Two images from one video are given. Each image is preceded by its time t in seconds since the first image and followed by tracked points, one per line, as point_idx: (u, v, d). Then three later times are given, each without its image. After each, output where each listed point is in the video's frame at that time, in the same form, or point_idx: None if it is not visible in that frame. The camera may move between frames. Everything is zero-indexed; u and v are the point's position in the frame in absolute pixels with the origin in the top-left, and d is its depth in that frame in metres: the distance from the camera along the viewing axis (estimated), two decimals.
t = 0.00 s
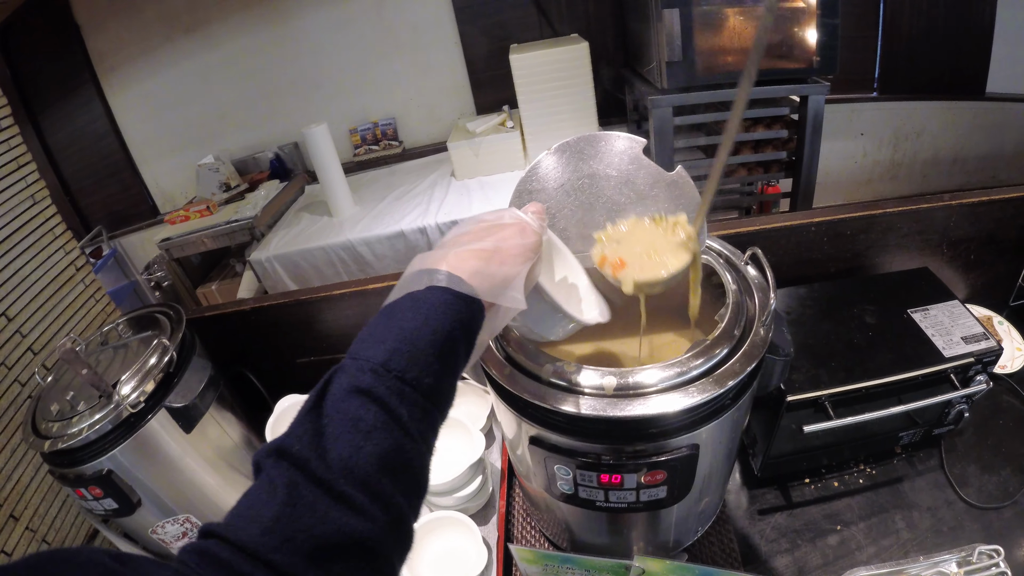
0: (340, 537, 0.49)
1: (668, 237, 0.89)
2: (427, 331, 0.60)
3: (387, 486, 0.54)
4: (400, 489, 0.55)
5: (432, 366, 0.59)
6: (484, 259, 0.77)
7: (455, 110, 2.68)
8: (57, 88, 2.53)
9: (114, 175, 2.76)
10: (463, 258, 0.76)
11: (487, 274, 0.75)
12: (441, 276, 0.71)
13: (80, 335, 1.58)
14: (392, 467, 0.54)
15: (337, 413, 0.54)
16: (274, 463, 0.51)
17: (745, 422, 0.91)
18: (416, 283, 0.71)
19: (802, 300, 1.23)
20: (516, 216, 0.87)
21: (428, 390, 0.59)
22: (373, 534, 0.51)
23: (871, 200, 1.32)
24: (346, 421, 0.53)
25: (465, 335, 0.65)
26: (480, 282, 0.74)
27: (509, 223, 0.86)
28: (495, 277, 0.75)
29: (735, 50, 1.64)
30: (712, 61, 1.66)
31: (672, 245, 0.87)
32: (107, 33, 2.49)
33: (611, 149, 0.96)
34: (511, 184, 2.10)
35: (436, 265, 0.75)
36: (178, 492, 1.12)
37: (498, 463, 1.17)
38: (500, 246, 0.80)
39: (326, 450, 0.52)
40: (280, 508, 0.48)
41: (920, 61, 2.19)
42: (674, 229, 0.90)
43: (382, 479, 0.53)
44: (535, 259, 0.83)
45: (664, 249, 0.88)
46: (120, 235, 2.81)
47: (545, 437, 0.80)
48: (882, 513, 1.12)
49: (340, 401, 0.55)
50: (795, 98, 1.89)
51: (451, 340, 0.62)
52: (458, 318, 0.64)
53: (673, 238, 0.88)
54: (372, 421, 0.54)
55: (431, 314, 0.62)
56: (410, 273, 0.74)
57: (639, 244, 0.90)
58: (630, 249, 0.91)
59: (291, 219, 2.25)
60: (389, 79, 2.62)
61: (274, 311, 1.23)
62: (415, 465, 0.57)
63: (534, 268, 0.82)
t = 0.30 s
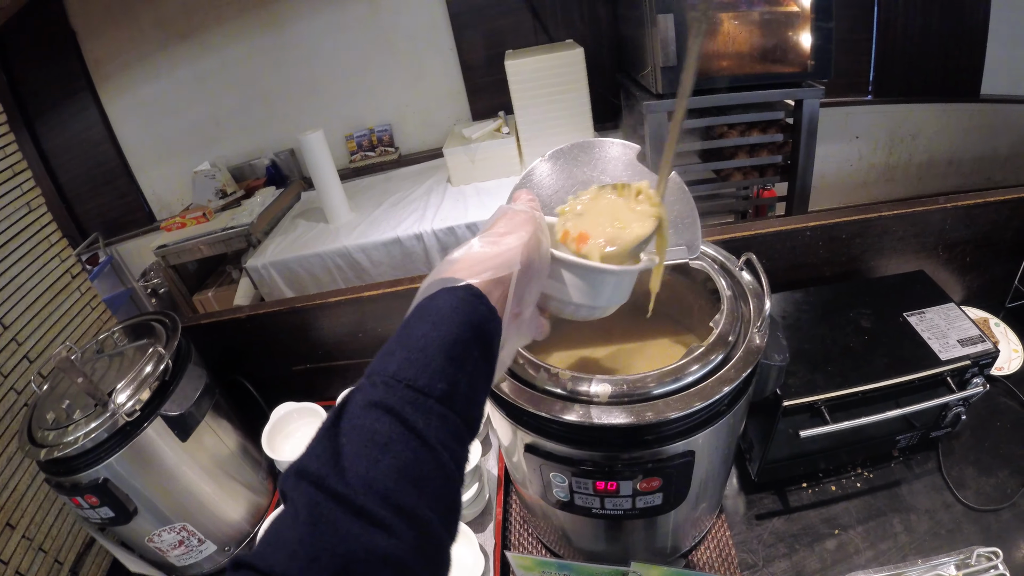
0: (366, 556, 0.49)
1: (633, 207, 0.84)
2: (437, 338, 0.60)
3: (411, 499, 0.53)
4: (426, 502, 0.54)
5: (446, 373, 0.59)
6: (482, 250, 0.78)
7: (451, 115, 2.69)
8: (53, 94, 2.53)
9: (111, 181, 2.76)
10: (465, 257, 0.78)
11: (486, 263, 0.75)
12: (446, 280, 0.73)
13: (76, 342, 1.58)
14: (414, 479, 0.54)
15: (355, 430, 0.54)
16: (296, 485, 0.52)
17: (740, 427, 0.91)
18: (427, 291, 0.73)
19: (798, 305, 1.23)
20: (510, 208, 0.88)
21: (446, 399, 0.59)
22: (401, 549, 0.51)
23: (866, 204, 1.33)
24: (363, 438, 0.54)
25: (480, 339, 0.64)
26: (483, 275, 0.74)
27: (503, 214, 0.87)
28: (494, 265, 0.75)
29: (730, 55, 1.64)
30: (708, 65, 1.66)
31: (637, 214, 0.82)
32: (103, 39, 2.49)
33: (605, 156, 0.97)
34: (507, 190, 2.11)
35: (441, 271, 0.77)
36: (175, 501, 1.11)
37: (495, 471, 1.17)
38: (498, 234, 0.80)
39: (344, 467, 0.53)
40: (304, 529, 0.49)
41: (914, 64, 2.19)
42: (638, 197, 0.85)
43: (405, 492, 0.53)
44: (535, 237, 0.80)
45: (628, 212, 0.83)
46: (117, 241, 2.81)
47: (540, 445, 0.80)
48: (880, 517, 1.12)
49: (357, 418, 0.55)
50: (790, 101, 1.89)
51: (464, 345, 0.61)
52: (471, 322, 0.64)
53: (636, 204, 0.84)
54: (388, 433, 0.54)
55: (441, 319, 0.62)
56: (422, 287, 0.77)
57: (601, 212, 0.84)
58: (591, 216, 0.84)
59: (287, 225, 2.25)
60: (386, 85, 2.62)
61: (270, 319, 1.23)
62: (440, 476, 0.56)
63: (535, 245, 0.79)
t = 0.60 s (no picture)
0: (374, 569, 0.49)
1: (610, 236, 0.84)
2: (444, 351, 0.60)
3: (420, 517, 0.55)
4: (434, 516, 0.55)
5: (454, 387, 0.59)
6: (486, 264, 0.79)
7: (448, 121, 2.70)
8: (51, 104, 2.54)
9: (110, 190, 2.77)
10: (470, 271, 0.78)
11: (493, 275, 0.75)
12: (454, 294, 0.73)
13: (76, 350, 1.59)
14: (423, 495, 0.54)
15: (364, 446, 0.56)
16: (305, 498, 0.54)
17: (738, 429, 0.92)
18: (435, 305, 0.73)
19: (795, 308, 1.24)
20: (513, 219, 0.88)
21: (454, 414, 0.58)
22: (408, 562, 0.51)
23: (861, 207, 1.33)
24: (371, 452, 0.55)
25: (489, 353, 0.64)
26: (490, 286, 0.74)
27: (504, 226, 0.87)
28: (501, 276, 0.75)
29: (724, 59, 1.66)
30: (702, 71, 1.68)
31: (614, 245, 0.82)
32: (101, 49, 2.50)
33: (600, 160, 0.96)
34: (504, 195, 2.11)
35: (446, 286, 0.77)
36: (175, 509, 1.12)
37: (494, 476, 1.17)
38: (502, 247, 0.81)
39: (351, 481, 0.54)
40: (313, 543, 0.50)
41: (907, 66, 2.20)
42: (614, 225, 0.85)
43: (412, 507, 0.53)
44: (540, 245, 0.80)
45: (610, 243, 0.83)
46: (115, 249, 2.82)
47: (539, 451, 0.81)
48: (879, 518, 1.12)
49: (365, 431, 0.56)
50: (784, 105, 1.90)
51: (472, 358, 0.61)
52: (479, 334, 0.63)
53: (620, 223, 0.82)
54: (396, 447, 0.55)
55: (447, 331, 0.62)
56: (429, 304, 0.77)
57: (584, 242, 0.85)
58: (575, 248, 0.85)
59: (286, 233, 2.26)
60: (383, 92, 2.63)
61: (269, 327, 1.24)
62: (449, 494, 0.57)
63: (541, 253, 0.79)
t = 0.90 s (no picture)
0: None
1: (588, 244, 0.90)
2: (435, 369, 0.63)
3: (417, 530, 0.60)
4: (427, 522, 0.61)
5: (446, 405, 0.62)
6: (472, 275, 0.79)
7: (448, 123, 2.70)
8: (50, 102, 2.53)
9: (108, 188, 2.76)
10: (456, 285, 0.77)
11: (480, 283, 0.75)
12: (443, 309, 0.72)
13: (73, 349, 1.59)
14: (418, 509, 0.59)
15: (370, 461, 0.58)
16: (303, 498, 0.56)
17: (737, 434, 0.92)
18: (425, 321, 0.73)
19: (793, 312, 1.23)
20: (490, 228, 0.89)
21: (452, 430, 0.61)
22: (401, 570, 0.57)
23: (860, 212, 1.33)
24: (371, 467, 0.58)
25: (480, 369, 0.66)
26: (477, 296, 0.74)
27: (486, 235, 0.87)
28: (489, 284, 0.75)
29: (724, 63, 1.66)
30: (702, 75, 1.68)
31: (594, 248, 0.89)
32: (101, 47, 2.50)
33: (600, 165, 0.97)
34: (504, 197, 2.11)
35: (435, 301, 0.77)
36: (171, 509, 1.11)
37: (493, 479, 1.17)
38: (486, 255, 0.81)
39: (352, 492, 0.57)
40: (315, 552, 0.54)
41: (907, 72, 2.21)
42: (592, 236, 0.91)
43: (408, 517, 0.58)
44: (524, 250, 0.81)
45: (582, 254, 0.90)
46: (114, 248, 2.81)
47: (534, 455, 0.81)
48: (877, 523, 1.12)
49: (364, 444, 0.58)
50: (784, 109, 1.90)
51: (464, 377, 0.64)
52: (469, 352, 0.66)
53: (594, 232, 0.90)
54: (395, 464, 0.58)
55: (439, 349, 0.64)
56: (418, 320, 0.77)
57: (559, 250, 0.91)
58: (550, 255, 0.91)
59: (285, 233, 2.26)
60: (383, 93, 2.63)
61: (266, 327, 1.23)
62: (445, 506, 0.62)
63: (526, 258, 0.80)
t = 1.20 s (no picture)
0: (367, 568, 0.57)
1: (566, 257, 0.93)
2: (426, 388, 0.63)
3: (417, 530, 0.61)
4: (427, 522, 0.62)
5: (439, 422, 0.62)
6: (461, 288, 0.80)
7: (442, 127, 2.70)
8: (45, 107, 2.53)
9: (104, 193, 2.76)
10: (447, 300, 0.79)
11: (471, 297, 0.77)
12: (435, 324, 0.74)
13: (68, 355, 1.58)
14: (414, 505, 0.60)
15: (371, 462, 0.58)
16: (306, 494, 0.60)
17: (731, 436, 0.92)
18: (417, 337, 0.75)
19: (787, 314, 1.24)
20: (475, 236, 0.89)
21: (448, 439, 0.61)
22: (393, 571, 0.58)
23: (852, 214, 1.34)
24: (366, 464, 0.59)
25: (471, 385, 0.67)
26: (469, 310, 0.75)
27: (471, 244, 0.88)
28: (479, 297, 0.77)
29: (717, 67, 1.67)
30: (694, 79, 1.69)
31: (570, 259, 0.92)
32: (96, 53, 2.50)
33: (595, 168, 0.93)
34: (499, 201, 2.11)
35: (426, 316, 0.78)
36: (168, 514, 1.11)
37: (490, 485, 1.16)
38: (474, 266, 0.82)
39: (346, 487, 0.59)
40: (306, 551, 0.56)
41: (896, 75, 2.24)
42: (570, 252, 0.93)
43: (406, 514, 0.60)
44: (513, 261, 0.83)
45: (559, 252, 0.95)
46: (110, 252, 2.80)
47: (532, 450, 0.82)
48: (873, 524, 1.12)
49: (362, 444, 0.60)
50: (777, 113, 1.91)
51: (456, 395, 0.64)
52: (460, 369, 0.67)
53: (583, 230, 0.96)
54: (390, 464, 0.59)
55: (430, 368, 0.65)
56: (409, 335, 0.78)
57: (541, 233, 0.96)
58: (530, 237, 0.96)
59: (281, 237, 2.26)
60: (378, 97, 2.64)
61: (261, 333, 1.23)
62: (446, 507, 0.64)
63: (515, 268, 0.82)
